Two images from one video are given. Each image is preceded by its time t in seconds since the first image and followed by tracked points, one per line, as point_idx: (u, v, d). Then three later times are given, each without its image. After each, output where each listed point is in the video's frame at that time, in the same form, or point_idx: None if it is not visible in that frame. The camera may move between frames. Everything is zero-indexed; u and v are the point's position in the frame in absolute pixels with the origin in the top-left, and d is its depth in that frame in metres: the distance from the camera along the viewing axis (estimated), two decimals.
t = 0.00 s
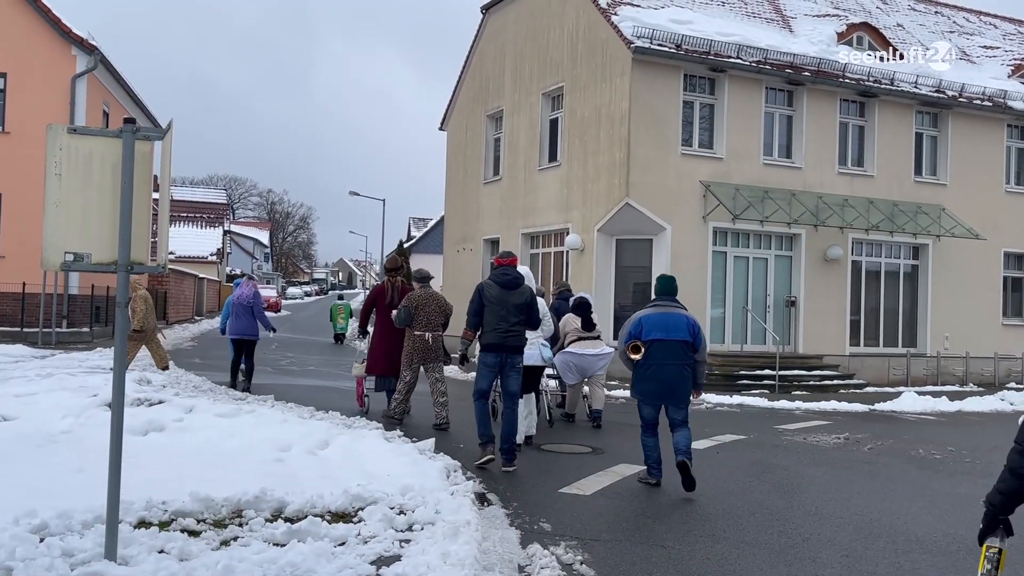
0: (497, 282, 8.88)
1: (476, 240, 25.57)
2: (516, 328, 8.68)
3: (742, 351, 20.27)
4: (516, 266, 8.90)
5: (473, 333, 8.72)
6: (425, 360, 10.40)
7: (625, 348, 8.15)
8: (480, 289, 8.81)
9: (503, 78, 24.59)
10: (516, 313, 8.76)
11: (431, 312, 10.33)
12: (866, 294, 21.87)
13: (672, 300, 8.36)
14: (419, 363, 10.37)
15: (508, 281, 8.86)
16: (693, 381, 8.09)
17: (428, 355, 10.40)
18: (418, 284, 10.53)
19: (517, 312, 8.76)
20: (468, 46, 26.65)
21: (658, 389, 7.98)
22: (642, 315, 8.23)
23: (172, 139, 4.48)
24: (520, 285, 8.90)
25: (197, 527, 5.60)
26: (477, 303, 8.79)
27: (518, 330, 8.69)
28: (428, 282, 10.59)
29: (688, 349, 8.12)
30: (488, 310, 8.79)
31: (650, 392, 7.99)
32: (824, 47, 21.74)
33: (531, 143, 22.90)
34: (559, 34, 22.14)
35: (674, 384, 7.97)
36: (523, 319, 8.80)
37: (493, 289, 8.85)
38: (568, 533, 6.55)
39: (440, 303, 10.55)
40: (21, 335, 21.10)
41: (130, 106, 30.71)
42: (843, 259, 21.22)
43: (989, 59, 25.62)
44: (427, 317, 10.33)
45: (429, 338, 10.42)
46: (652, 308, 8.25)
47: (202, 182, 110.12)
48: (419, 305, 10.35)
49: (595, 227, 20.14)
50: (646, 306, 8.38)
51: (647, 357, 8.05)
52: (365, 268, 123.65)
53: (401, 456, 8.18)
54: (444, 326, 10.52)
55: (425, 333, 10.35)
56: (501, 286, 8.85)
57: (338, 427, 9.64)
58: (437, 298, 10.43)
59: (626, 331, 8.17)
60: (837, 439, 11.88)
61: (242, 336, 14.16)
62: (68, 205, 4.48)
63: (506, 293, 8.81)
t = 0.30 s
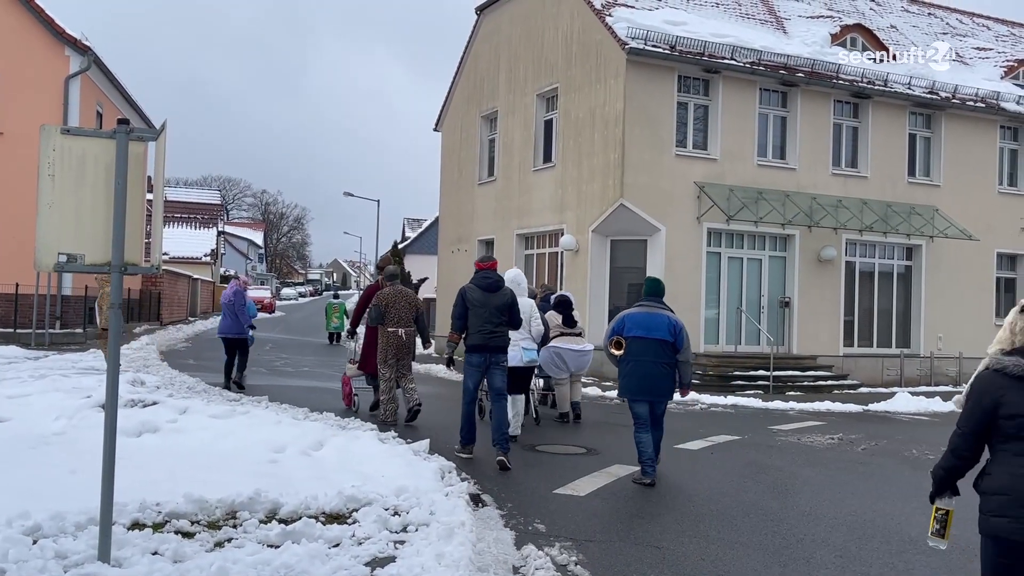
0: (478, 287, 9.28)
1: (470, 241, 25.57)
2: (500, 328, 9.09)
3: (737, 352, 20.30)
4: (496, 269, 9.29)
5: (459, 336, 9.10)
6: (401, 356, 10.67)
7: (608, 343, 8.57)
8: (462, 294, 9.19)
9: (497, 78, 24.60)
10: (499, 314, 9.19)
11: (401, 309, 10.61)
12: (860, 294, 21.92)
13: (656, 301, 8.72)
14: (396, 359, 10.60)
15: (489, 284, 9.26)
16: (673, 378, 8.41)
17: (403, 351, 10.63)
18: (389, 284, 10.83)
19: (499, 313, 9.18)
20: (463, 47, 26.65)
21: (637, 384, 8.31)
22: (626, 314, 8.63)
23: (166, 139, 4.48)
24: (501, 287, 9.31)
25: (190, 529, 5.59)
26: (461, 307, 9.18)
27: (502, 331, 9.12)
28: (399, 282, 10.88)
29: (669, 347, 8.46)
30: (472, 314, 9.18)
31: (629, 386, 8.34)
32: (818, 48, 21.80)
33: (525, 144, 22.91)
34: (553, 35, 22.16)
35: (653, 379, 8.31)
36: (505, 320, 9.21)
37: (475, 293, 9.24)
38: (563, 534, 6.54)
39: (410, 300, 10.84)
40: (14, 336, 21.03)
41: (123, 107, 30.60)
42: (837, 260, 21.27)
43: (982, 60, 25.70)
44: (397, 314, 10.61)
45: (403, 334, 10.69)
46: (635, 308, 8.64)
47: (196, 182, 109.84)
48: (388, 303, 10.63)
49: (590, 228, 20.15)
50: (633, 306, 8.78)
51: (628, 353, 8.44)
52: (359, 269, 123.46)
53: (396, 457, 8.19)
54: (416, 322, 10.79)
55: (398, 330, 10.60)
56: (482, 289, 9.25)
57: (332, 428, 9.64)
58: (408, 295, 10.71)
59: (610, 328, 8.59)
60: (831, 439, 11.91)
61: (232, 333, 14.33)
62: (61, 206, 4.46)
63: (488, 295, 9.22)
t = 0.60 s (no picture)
0: (460, 284, 9.64)
1: (464, 242, 25.56)
2: (483, 324, 9.42)
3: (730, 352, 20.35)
4: (477, 266, 9.72)
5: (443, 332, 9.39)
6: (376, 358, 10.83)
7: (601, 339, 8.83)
8: (446, 290, 9.52)
9: (490, 79, 24.61)
10: (481, 310, 9.54)
11: (377, 312, 10.78)
12: (853, 294, 21.98)
13: (649, 302, 8.99)
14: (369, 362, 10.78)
15: (470, 281, 9.65)
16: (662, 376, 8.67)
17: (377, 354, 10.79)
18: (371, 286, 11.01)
19: (482, 310, 9.51)
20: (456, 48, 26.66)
21: (626, 380, 8.59)
22: (621, 312, 8.90)
23: (159, 141, 4.46)
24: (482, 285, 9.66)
25: (183, 530, 5.58)
26: (444, 303, 9.47)
27: (485, 326, 9.46)
28: (380, 285, 11.02)
29: (659, 346, 8.74)
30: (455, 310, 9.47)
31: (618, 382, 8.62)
32: (811, 49, 21.85)
33: (519, 145, 22.91)
34: (547, 36, 22.18)
35: (641, 377, 8.58)
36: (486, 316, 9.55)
37: (457, 290, 9.59)
38: (557, 534, 6.54)
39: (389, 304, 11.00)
40: (6, 337, 20.94)
41: (116, 107, 30.52)
42: (829, 260, 21.32)
43: (974, 61, 25.80)
44: (372, 317, 10.78)
45: (378, 337, 10.85)
46: (628, 307, 8.92)
47: (190, 183, 109.59)
48: (365, 306, 10.83)
49: (583, 229, 20.16)
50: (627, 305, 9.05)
51: (619, 349, 8.69)
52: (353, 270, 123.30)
53: (390, 458, 8.18)
54: (393, 325, 10.94)
55: (373, 333, 10.77)
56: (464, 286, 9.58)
57: (326, 429, 9.62)
58: (385, 299, 10.85)
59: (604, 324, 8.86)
60: (824, 439, 11.95)
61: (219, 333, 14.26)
62: (53, 207, 4.45)
63: (470, 292, 9.53)
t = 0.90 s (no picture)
0: (448, 287, 9.80)
1: (457, 242, 25.53)
2: (468, 327, 9.58)
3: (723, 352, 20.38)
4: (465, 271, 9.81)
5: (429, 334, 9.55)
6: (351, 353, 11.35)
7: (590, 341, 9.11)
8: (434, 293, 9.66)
9: (483, 79, 24.62)
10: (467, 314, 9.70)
11: (352, 311, 11.24)
12: (845, 295, 22.04)
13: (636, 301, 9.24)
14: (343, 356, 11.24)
15: (458, 285, 9.79)
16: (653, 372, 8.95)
17: (351, 349, 11.25)
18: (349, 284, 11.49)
19: (467, 314, 9.70)
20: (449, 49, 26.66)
21: (617, 378, 8.88)
22: (608, 313, 9.18)
23: (152, 141, 4.45)
24: (469, 290, 9.85)
25: (176, 531, 5.56)
26: (432, 306, 9.63)
27: (469, 331, 9.61)
28: (358, 283, 11.49)
29: (648, 343, 9.00)
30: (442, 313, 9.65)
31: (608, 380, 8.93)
32: (803, 50, 21.91)
33: (512, 145, 22.92)
34: (540, 37, 22.20)
35: (633, 373, 8.83)
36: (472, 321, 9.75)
37: (445, 293, 9.75)
38: (551, 535, 6.55)
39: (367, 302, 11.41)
40: None
41: (108, 107, 30.42)
42: (822, 260, 21.38)
43: (965, 62, 25.90)
44: (347, 315, 11.26)
45: (353, 334, 11.32)
46: (615, 307, 9.18)
47: (182, 184, 109.20)
48: (341, 303, 11.31)
49: (576, 229, 20.17)
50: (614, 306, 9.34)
51: (609, 350, 8.98)
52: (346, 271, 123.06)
53: (384, 459, 8.18)
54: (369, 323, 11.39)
55: (348, 328, 11.24)
56: (452, 290, 9.76)
57: (319, 429, 9.62)
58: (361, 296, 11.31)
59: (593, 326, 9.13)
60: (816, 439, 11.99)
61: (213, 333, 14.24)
62: (44, 207, 4.43)
63: (457, 296, 9.73)
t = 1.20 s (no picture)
0: (437, 285, 10.20)
1: (452, 243, 25.51)
2: (456, 323, 9.97)
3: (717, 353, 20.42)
4: (453, 269, 10.21)
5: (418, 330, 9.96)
6: (329, 354, 11.34)
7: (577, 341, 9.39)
8: (423, 290, 10.09)
9: (478, 80, 24.61)
10: (455, 310, 10.09)
11: (325, 311, 11.36)
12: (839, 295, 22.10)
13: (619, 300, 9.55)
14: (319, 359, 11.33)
15: (447, 283, 10.19)
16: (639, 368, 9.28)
17: (325, 351, 11.32)
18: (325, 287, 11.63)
19: (456, 310, 10.10)
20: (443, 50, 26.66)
21: (604, 377, 9.19)
22: (592, 313, 9.45)
23: (146, 141, 4.44)
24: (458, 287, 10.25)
25: (170, 533, 5.55)
26: (422, 303, 10.06)
27: (457, 326, 10.01)
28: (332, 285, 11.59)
29: (632, 341, 9.31)
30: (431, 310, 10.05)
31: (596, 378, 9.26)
32: (797, 51, 21.95)
33: (506, 146, 22.92)
34: (534, 38, 22.20)
35: (620, 371, 9.14)
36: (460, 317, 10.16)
37: (434, 290, 10.16)
38: (546, 535, 6.56)
39: (341, 304, 11.51)
40: None
41: (101, 108, 30.35)
42: (816, 261, 21.42)
43: (958, 63, 25.97)
44: (320, 316, 11.38)
45: (328, 335, 11.40)
46: (599, 307, 9.48)
47: (176, 184, 108.93)
48: (315, 306, 11.44)
49: (571, 230, 20.19)
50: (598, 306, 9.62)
51: (596, 349, 9.26)
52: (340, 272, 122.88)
53: (379, 459, 8.18)
54: (343, 323, 11.43)
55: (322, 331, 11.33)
56: (441, 287, 10.17)
57: (314, 430, 9.61)
58: (333, 298, 11.39)
59: (578, 327, 9.42)
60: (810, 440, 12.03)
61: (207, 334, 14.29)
62: (38, 208, 4.42)
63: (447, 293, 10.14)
